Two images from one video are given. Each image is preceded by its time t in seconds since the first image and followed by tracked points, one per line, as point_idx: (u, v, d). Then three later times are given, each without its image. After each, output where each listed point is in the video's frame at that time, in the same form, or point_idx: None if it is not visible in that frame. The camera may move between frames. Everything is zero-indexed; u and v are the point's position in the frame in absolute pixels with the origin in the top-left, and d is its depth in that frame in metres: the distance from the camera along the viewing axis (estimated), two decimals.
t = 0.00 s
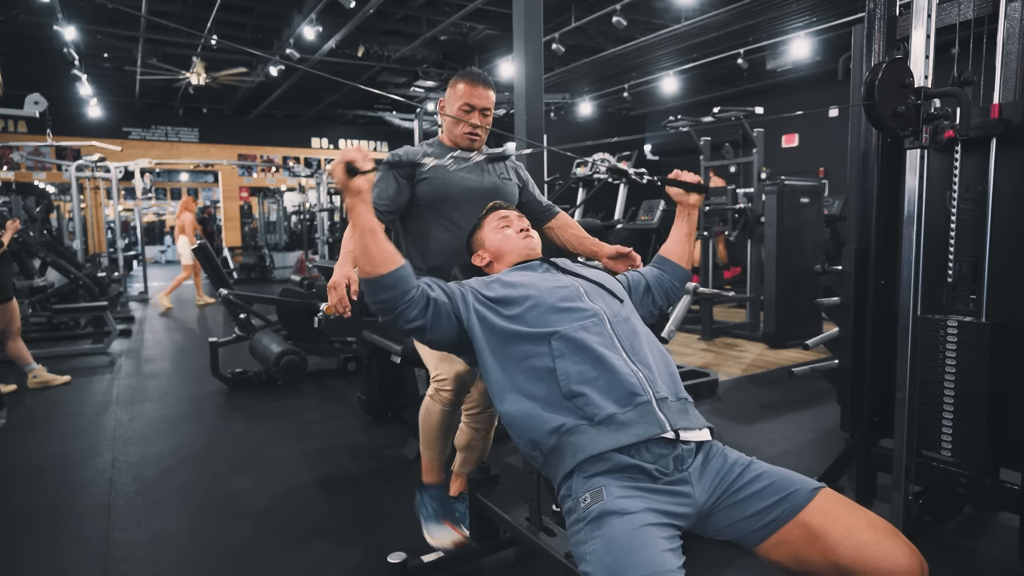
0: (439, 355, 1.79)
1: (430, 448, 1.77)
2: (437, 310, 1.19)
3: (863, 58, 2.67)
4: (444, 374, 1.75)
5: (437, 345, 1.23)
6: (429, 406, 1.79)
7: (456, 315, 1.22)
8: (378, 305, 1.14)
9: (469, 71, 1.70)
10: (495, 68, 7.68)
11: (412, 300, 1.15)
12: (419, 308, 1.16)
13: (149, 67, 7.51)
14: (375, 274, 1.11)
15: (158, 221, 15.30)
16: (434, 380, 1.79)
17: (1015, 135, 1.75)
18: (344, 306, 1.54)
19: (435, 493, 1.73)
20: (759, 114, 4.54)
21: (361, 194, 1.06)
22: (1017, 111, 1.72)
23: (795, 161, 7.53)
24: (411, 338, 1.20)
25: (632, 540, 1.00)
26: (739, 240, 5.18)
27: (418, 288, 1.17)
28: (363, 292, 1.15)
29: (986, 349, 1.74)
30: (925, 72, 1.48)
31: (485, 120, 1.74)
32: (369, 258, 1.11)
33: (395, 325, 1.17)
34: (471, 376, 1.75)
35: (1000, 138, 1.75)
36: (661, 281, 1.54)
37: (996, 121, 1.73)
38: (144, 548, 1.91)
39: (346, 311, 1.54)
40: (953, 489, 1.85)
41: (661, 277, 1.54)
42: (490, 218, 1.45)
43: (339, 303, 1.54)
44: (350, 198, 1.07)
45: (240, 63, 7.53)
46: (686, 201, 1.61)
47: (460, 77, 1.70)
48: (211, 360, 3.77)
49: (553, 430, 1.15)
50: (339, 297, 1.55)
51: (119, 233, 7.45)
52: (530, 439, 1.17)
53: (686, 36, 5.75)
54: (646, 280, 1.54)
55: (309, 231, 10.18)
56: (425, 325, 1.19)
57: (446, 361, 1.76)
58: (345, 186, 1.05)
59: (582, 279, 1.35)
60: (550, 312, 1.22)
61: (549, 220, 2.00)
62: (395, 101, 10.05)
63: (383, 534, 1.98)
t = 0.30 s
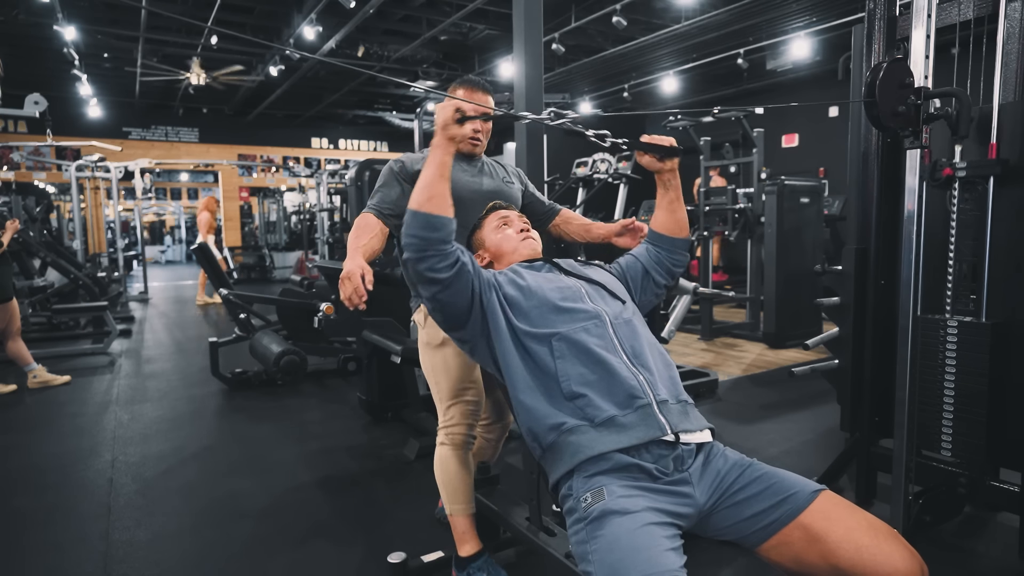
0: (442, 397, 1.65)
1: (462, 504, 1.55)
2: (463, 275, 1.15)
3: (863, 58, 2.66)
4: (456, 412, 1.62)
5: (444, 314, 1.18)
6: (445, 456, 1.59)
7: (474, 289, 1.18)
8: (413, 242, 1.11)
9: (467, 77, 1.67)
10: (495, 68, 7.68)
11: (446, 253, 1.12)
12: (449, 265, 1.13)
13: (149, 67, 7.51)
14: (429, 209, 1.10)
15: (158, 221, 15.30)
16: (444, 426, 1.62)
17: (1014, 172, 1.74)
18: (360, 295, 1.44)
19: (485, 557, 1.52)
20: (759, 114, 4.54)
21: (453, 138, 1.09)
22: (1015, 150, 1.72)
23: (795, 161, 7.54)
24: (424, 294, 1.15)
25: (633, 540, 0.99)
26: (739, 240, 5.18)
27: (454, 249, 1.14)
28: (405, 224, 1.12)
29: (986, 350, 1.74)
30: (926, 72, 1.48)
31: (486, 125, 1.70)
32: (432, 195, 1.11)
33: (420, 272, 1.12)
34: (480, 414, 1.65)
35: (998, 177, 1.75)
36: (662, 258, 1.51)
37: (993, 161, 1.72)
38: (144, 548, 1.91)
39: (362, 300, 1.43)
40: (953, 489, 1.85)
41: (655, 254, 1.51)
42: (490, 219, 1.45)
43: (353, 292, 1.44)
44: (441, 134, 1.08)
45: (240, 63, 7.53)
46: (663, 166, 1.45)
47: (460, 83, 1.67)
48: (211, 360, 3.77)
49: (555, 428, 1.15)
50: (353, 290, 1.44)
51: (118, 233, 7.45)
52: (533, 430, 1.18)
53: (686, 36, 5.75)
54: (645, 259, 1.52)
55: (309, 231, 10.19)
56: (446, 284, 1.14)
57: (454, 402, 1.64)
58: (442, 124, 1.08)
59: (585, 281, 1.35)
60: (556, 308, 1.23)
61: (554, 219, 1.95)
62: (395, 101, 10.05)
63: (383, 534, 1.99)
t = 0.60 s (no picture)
0: (447, 412, 1.63)
1: (464, 520, 1.55)
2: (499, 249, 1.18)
3: (862, 58, 2.66)
4: (464, 427, 1.61)
5: (465, 282, 1.18)
6: (450, 471, 1.58)
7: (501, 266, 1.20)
8: (473, 192, 1.14)
9: (462, 77, 1.61)
10: (495, 68, 7.69)
11: (496, 218, 1.16)
12: (497, 229, 1.16)
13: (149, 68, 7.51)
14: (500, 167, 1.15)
15: (158, 221, 15.30)
16: (449, 441, 1.60)
17: (1011, 220, 1.76)
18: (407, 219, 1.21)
19: (486, 568, 1.55)
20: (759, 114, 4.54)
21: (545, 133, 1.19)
22: (1014, 193, 1.75)
23: (795, 161, 7.54)
24: (458, 250, 1.16)
25: (633, 540, 0.99)
26: (739, 240, 5.18)
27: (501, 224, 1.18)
28: (469, 178, 1.16)
29: (986, 350, 1.74)
30: (925, 72, 1.48)
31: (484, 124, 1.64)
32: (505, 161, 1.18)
33: (467, 225, 1.15)
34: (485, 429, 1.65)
35: (996, 220, 1.78)
36: (646, 237, 1.46)
37: (989, 205, 1.76)
38: (144, 548, 1.91)
39: (412, 217, 1.22)
40: (952, 489, 1.85)
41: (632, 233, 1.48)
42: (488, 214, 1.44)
43: (398, 212, 1.21)
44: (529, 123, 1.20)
45: (240, 63, 7.53)
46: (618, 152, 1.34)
47: (455, 83, 1.60)
48: (211, 360, 3.76)
49: (555, 422, 1.15)
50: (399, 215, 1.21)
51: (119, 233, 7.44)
52: (533, 420, 1.17)
53: (686, 36, 5.75)
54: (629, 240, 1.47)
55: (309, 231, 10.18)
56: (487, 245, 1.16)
57: (461, 416, 1.62)
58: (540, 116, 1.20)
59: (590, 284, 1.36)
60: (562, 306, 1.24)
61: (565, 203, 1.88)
62: (395, 102, 10.05)
63: (384, 535, 1.98)
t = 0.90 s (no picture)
0: (441, 413, 1.61)
1: (461, 519, 1.55)
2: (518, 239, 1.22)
3: (862, 58, 2.66)
4: (459, 428, 1.60)
5: (479, 267, 1.22)
6: (445, 471, 1.58)
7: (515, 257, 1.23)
8: (511, 181, 1.20)
9: (466, 74, 1.60)
10: (495, 68, 7.69)
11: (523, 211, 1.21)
12: (522, 222, 1.21)
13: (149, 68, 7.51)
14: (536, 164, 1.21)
15: (158, 221, 15.30)
16: (444, 442, 1.59)
17: (1008, 238, 1.77)
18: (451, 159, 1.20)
19: (486, 568, 1.54)
20: (758, 114, 4.54)
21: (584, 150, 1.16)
22: (1012, 214, 1.76)
23: (795, 161, 7.54)
24: (481, 233, 1.20)
25: (635, 537, 0.99)
26: (739, 240, 5.18)
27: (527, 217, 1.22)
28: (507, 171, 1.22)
29: (986, 350, 1.74)
30: (925, 72, 1.48)
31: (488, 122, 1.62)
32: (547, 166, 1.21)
33: (496, 209, 1.19)
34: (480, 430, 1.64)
35: (996, 242, 1.78)
36: (619, 229, 1.38)
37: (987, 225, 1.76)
38: (144, 548, 1.91)
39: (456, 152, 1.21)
40: (952, 489, 1.85)
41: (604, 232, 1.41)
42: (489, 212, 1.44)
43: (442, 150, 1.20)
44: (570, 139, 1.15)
45: (240, 63, 7.53)
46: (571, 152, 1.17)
47: (459, 80, 1.59)
48: (211, 360, 3.76)
49: (555, 417, 1.15)
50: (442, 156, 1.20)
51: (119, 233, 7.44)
52: (534, 414, 1.18)
53: (686, 36, 5.75)
54: (604, 233, 1.41)
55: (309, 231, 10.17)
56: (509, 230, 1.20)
57: (456, 417, 1.61)
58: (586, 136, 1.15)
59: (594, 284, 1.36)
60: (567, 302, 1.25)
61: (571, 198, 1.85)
62: (395, 102, 10.05)
63: (384, 535, 1.98)
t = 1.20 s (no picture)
0: (439, 414, 1.61)
1: (460, 520, 1.54)
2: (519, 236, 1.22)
3: (863, 58, 2.66)
4: (457, 428, 1.59)
5: (478, 263, 1.22)
6: (444, 472, 1.57)
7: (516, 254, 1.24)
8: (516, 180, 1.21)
9: (468, 72, 1.61)
10: (495, 69, 7.69)
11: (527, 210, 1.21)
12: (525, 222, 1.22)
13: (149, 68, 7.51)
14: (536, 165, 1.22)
15: (158, 221, 15.29)
16: (443, 442, 1.59)
17: (1008, 241, 1.78)
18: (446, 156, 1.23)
19: (486, 568, 1.54)
20: (758, 114, 4.54)
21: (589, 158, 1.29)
22: (1011, 218, 1.77)
23: (795, 161, 7.54)
24: (483, 229, 1.20)
25: (633, 539, 0.99)
26: (739, 240, 5.18)
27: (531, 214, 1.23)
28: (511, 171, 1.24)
29: (986, 349, 1.74)
30: (925, 72, 1.48)
31: (488, 121, 1.62)
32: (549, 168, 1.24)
33: (500, 207, 1.19)
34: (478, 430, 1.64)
35: (995, 245, 1.78)
36: (596, 226, 1.35)
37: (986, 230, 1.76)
38: (144, 548, 1.91)
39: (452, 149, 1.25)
40: (952, 489, 1.85)
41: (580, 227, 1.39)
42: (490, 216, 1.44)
43: (438, 147, 1.24)
44: (582, 149, 1.30)
45: (240, 64, 7.53)
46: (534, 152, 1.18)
47: (460, 78, 1.60)
48: (211, 361, 3.76)
49: (553, 415, 1.15)
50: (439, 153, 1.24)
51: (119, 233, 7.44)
52: (531, 412, 1.18)
53: (686, 36, 5.75)
54: (582, 233, 1.39)
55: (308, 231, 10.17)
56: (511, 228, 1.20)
57: (454, 417, 1.61)
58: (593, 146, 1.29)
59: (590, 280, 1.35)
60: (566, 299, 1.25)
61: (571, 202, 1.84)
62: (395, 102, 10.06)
63: (384, 535, 1.98)
